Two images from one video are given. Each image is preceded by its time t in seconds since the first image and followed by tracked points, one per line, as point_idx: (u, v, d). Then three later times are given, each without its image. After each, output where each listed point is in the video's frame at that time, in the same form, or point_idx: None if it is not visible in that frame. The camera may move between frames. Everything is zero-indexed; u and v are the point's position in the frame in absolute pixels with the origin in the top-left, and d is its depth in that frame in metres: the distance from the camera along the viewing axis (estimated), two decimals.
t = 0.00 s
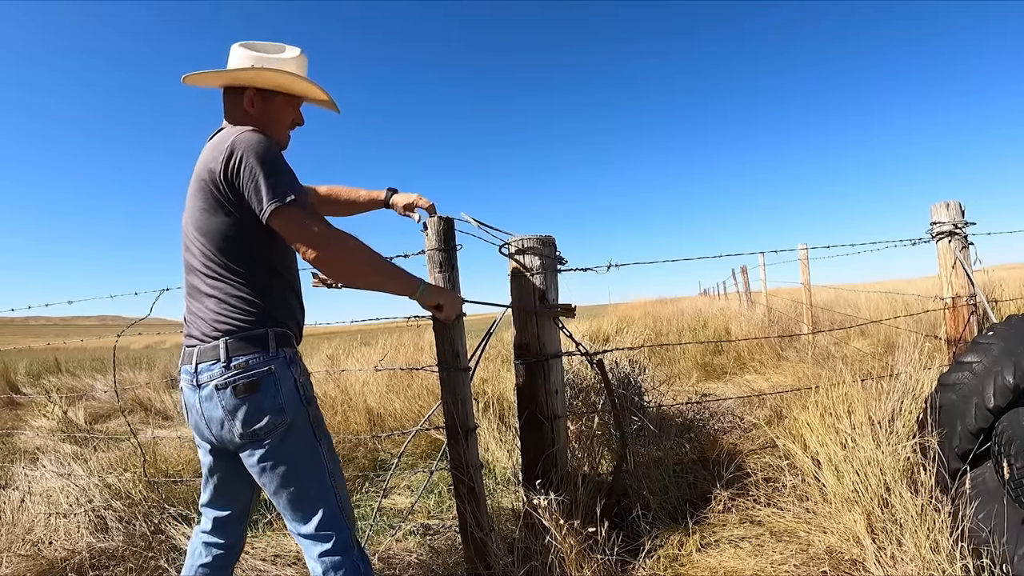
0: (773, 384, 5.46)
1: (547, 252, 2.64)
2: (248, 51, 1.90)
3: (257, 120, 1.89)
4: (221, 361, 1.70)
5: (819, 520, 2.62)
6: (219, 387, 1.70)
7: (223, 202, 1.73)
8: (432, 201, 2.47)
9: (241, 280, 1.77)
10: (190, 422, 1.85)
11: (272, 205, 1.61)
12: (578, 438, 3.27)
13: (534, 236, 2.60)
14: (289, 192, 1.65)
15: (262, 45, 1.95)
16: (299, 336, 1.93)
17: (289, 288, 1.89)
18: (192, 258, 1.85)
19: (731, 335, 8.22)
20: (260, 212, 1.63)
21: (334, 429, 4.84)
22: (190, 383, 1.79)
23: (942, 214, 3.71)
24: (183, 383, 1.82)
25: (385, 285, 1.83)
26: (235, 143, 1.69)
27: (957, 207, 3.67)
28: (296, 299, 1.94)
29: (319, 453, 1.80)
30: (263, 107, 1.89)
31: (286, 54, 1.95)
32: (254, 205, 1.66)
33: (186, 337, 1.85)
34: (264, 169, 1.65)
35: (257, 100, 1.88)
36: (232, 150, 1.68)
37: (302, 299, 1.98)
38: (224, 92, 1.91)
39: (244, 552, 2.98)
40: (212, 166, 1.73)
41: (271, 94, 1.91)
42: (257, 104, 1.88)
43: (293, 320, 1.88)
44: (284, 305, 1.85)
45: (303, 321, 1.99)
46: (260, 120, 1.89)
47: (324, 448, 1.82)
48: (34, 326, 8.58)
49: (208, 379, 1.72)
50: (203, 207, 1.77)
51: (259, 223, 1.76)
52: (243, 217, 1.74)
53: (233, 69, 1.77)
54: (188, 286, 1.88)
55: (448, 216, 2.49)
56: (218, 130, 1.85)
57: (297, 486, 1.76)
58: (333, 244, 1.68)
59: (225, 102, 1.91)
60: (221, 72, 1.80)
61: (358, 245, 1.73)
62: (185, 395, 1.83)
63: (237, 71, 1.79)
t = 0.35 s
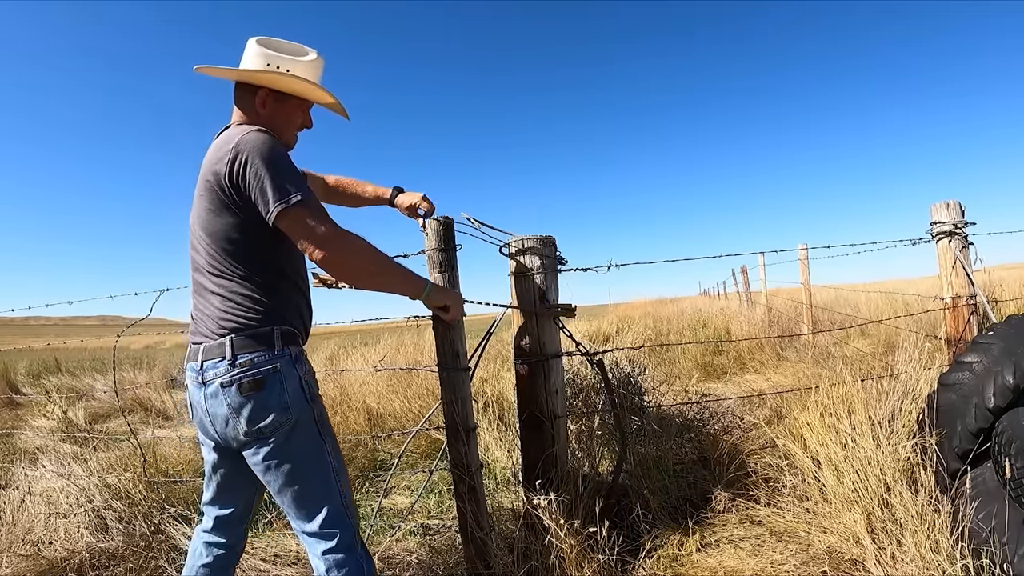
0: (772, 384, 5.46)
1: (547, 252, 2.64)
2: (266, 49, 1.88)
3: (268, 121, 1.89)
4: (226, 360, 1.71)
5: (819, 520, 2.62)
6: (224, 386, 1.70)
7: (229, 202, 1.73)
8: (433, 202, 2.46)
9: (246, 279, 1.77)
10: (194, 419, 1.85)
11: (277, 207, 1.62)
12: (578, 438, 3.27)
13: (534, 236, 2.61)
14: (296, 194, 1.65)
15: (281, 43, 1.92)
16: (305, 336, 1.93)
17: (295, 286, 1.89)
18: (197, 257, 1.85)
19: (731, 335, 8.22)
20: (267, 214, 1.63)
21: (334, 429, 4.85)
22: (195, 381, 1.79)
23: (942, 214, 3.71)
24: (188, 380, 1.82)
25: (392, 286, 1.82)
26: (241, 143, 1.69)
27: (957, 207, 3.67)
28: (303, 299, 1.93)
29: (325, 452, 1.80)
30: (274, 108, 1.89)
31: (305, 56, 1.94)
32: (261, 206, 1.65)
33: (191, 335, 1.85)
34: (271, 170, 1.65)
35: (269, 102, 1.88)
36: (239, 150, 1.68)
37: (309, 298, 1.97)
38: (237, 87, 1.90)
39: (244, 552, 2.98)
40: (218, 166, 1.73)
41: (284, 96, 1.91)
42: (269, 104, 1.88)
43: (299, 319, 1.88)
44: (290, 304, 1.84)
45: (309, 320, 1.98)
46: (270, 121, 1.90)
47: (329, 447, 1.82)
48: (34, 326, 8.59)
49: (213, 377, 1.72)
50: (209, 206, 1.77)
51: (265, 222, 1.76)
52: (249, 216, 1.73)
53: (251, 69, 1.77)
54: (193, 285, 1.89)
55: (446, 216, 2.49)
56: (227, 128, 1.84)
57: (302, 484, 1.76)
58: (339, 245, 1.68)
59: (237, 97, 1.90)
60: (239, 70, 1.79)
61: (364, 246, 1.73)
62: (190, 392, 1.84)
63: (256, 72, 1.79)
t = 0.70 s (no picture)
0: (772, 384, 5.46)
1: (547, 252, 2.64)
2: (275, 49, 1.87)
3: (272, 122, 1.89)
4: (225, 359, 1.70)
5: (819, 520, 2.62)
6: (223, 385, 1.70)
7: (232, 200, 1.73)
8: (428, 201, 2.46)
9: (247, 278, 1.77)
10: (191, 419, 1.85)
11: (287, 203, 1.61)
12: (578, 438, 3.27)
13: (534, 236, 2.60)
14: (305, 191, 1.65)
15: (292, 46, 1.93)
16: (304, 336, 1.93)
17: (296, 287, 1.89)
18: (198, 255, 1.85)
19: (731, 335, 8.22)
20: (275, 212, 1.63)
21: (334, 429, 4.85)
22: (192, 380, 1.79)
23: (942, 214, 3.71)
24: (186, 379, 1.82)
25: (401, 283, 1.81)
26: (247, 142, 1.69)
27: (957, 207, 3.67)
28: (303, 299, 1.94)
29: (324, 453, 1.80)
30: (280, 109, 1.89)
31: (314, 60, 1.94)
32: (267, 205, 1.65)
33: (190, 333, 1.85)
34: (278, 169, 1.65)
35: (275, 103, 1.88)
36: (245, 149, 1.68)
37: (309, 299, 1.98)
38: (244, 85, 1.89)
39: (244, 552, 2.98)
40: (222, 165, 1.73)
41: (290, 97, 1.91)
42: (275, 105, 1.88)
43: (299, 320, 1.88)
44: (290, 304, 1.84)
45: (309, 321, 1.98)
46: (275, 122, 1.89)
47: (327, 448, 1.82)
48: (34, 326, 8.59)
49: (212, 377, 1.72)
50: (212, 204, 1.77)
51: (268, 222, 1.76)
52: (252, 215, 1.73)
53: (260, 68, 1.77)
54: (193, 283, 1.89)
55: (445, 216, 2.49)
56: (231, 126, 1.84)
57: (301, 485, 1.76)
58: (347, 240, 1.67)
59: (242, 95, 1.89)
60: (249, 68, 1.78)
61: (372, 242, 1.73)
62: (187, 391, 1.83)
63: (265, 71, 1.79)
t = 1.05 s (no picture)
0: (773, 384, 5.46)
1: (547, 253, 2.63)
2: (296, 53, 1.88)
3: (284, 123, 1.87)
4: (229, 357, 1.70)
5: (819, 520, 2.62)
6: (226, 383, 1.69)
7: (244, 199, 1.72)
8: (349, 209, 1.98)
9: (255, 277, 1.77)
10: (191, 417, 1.85)
11: (306, 209, 1.59)
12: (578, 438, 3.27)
13: (535, 236, 2.60)
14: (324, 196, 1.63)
15: (314, 51, 1.94)
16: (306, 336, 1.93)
17: (299, 289, 1.90)
18: (203, 250, 1.84)
19: (731, 335, 8.22)
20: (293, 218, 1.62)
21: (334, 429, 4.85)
22: (193, 377, 1.79)
23: (942, 214, 3.71)
24: (186, 376, 1.82)
25: (413, 285, 1.83)
26: (269, 145, 1.67)
27: (957, 207, 3.67)
28: (305, 299, 1.94)
29: (326, 452, 1.80)
30: (294, 111, 1.88)
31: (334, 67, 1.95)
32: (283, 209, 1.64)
33: (192, 330, 1.85)
34: (297, 173, 1.63)
35: (288, 104, 1.87)
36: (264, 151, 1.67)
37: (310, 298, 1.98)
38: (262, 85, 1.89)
39: (244, 552, 2.98)
40: (237, 163, 1.71)
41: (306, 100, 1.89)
42: (289, 106, 1.87)
43: (302, 320, 1.89)
44: (294, 304, 1.84)
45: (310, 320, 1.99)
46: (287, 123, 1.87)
47: (329, 448, 1.82)
48: (34, 326, 8.59)
49: (214, 374, 1.72)
50: (224, 202, 1.75)
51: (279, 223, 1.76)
52: (264, 216, 1.73)
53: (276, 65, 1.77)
54: (196, 278, 1.87)
55: (446, 216, 2.48)
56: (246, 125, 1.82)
57: (302, 484, 1.76)
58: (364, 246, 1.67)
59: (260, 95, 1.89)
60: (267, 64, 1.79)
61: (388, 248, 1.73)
62: (186, 389, 1.83)
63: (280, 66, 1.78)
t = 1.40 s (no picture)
0: (773, 384, 5.46)
1: (548, 252, 2.63)
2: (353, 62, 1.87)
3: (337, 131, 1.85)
4: (254, 358, 1.70)
5: (819, 520, 2.62)
6: (251, 384, 1.70)
7: (286, 203, 1.72)
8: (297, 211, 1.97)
9: (284, 280, 1.76)
10: (213, 414, 1.85)
11: (338, 230, 1.58)
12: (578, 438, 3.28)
13: (535, 236, 2.60)
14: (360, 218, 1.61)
15: (373, 61, 1.92)
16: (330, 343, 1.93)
17: (327, 294, 1.89)
18: (238, 245, 1.84)
19: (731, 335, 8.21)
20: (327, 234, 1.60)
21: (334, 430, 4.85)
22: (216, 374, 1.80)
23: (942, 214, 3.71)
24: (208, 373, 1.82)
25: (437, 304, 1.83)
26: (316, 155, 1.67)
27: (957, 207, 3.67)
28: (332, 304, 1.93)
29: (352, 454, 1.80)
30: (347, 119, 1.85)
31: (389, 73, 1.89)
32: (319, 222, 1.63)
33: (217, 324, 1.85)
34: (338, 190, 1.62)
35: (342, 111, 1.85)
36: (312, 162, 1.66)
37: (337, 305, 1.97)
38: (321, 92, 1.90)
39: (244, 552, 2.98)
40: (286, 168, 1.71)
41: (359, 108, 1.86)
42: (342, 113, 1.84)
43: (326, 325, 1.88)
44: (320, 310, 1.84)
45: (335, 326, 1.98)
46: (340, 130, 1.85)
47: (354, 449, 1.81)
48: (33, 326, 8.60)
49: (238, 374, 1.72)
50: (265, 202, 1.75)
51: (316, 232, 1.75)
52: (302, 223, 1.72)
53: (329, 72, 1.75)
54: (227, 271, 1.88)
55: (445, 216, 2.48)
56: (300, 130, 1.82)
57: (328, 483, 1.76)
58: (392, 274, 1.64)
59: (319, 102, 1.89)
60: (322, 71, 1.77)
61: (414, 269, 1.71)
62: (208, 386, 1.84)
63: (334, 73, 1.75)
